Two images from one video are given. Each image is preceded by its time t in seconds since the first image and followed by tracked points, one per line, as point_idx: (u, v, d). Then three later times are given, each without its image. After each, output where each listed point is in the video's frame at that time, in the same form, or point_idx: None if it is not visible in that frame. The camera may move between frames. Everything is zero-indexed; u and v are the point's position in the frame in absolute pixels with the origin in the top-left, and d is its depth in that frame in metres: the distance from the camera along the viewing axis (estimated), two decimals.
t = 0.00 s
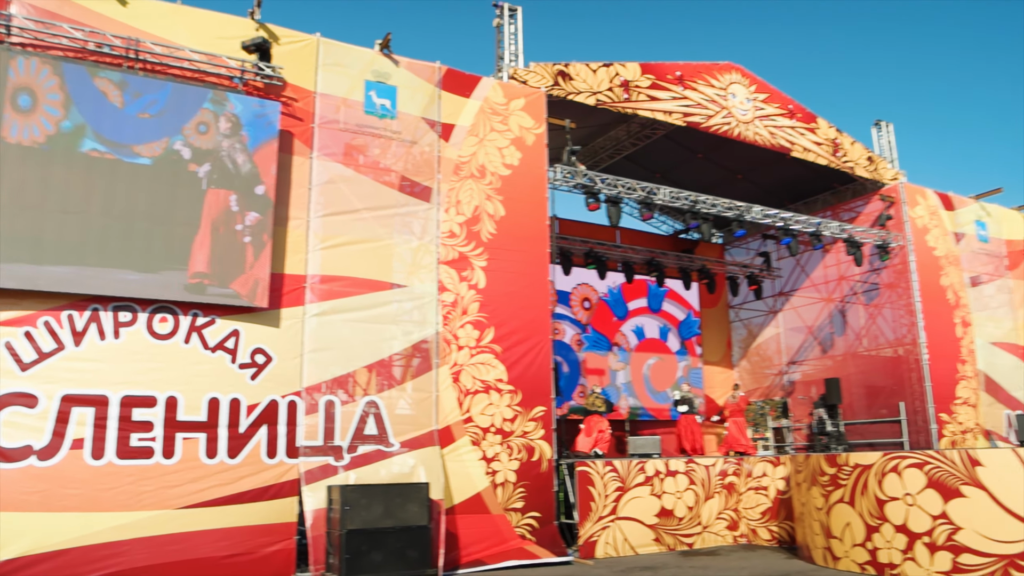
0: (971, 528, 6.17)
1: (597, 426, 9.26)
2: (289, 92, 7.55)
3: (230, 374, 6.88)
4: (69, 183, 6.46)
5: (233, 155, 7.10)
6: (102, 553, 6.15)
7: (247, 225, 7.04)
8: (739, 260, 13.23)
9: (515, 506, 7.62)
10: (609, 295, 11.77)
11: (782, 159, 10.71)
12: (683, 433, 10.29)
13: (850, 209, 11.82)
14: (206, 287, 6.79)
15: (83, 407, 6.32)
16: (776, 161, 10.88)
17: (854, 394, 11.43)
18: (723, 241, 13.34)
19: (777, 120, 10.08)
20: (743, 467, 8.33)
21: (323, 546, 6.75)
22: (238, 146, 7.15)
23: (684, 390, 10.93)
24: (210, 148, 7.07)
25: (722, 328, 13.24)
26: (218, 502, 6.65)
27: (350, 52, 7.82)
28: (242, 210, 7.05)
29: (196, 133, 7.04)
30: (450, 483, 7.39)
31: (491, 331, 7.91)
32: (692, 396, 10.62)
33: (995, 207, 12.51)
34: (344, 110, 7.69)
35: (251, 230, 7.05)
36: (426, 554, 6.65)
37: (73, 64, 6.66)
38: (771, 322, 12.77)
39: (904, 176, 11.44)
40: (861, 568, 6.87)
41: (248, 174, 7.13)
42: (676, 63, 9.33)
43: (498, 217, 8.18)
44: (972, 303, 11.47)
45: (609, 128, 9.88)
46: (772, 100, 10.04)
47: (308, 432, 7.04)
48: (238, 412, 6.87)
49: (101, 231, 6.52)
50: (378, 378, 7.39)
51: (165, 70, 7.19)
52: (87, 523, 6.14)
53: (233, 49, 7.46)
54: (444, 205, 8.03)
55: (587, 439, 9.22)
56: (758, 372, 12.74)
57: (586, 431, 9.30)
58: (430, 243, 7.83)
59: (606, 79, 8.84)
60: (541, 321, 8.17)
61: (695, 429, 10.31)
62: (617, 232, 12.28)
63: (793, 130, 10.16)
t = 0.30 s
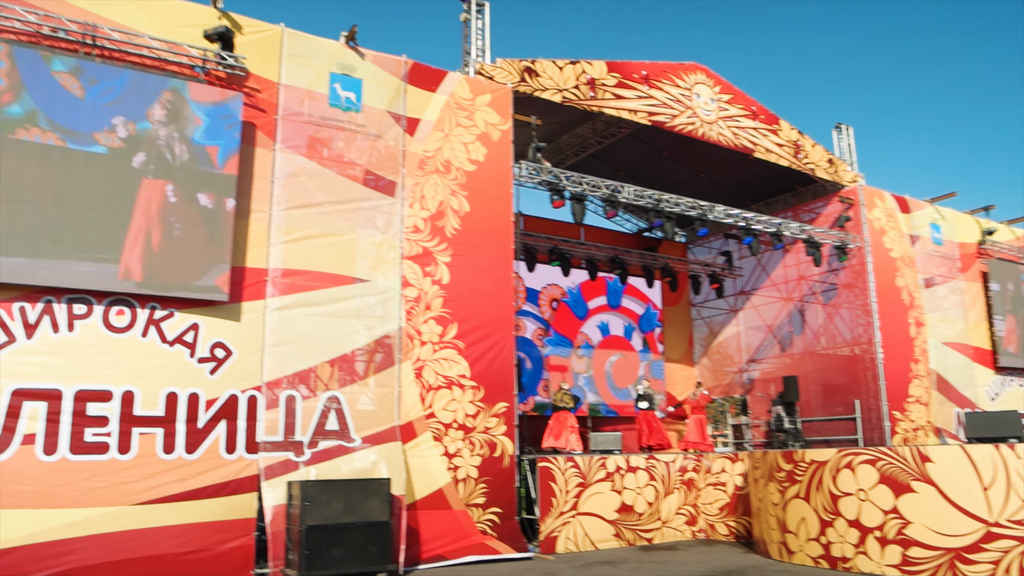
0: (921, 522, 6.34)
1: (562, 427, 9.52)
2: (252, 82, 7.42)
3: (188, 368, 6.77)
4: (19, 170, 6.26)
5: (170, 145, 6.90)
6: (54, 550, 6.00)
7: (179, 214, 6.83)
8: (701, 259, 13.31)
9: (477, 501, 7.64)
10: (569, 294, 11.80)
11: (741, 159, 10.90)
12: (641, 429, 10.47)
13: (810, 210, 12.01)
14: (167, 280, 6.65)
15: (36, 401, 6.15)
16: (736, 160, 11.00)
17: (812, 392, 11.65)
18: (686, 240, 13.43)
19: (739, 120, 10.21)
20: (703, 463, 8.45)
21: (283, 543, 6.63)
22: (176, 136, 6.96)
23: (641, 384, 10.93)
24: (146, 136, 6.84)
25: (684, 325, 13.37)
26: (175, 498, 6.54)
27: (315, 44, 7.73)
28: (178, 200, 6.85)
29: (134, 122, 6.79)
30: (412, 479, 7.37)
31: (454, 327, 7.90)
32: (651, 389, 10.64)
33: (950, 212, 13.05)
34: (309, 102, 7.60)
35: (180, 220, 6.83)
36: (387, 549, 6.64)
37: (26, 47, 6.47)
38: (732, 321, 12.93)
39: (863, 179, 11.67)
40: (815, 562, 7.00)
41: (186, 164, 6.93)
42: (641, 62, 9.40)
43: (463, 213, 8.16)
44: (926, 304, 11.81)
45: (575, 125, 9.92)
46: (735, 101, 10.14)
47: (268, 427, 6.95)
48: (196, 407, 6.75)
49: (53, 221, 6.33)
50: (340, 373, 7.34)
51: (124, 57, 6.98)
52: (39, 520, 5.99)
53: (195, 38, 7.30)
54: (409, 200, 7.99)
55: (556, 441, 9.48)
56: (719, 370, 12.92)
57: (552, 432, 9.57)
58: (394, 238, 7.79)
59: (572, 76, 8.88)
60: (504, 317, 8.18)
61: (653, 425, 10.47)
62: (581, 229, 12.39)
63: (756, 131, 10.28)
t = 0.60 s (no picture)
0: (873, 517, 6.49)
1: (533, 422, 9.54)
2: (214, 71, 7.25)
3: (146, 361, 6.55)
4: None
5: (108, 130, 6.56)
6: (5, 548, 5.70)
7: (117, 200, 6.52)
8: (663, 256, 13.39)
9: (439, 496, 7.65)
10: (528, 295, 11.82)
11: (707, 158, 11.02)
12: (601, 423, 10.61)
13: (772, 210, 12.23)
14: (126, 273, 6.43)
15: None
16: (699, 159, 11.17)
17: (770, 389, 11.85)
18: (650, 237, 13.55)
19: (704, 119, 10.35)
20: (663, 459, 8.57)
21: (242, 538, 6.58)
22: (115, 120, 6.62)
23: (604, 380, 11.16)
24: (78, 120, 6.45)
25: (646, 321, 13.41)
26: (132, 494, 6.31)
27: (279, 34, 7.60)
28: (115, 184, 6.54)
29: (86, 109, 6.49)
30: (373, 474, 7.33)
31: (417, 321, 7.88)
32: (613, 386, 10.87)
33: (906, 213, 13.36)
34: (273, 93, 7.49)
35: (117, 206, 6.53)
36: (347, 544, 6.61)
37: None
38: (693, 318, 13.05)
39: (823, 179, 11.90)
40: (771, 555, 7.07)
41: (122, 149, 6.62)
42: (608, 59, 9.46)
43: (427, 207, 8.13)
44: (882, 303, 12.17)
45: (542, 121, 9.97)
46: (700, 100, 10.20)
47: (228, 421, 6.82)
48: (154, 401, 6.55)
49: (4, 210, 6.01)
50: (302, 367, 7.27)
51: (81, 42, 6.69)
52: None
53: (155, 23, 7.06)
54: (373, 193, 7.94)
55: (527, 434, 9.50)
56: (680, 366, 13.00)
57: (524, 427, 9.59)
58: (358, 231, 7.73)
59: (539, 72, 8.91)
60: (468, 311, 8.19)
61: (612, 420, 10.61)
62: (546, 225, 12.48)
63: (721, 130, 10.40)
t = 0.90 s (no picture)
0: (827, 510, 6.64)
1: (506, 417, 9.77)
2: (176, 58, 7.06)
3: (101, 354, 6.33)
4: None
5: (35, 110, 6.18)
6: None
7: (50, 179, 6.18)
8: (628, 252, 13.56)
9: (401, 490, 7.63)
10: (489, 295, 11.80)
11: (671, 155, 11.22)
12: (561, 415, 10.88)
13: (735, 208, 12.34)
14: (79, 263, 6.21)
15: None
16: (665, 156, 11.41)
17: (731, 385, 12.04)
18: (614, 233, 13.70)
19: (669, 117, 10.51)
20: (624, 453, 8.66)
21: (201, 533, 6.51)
22: (42, 100, 6.25)
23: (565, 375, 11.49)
24: None
25: (610, 317, 13.49)
26: (86, 489, 6.10)
27: (243, 21, 7.45)
28: (45, 165, 6.17)
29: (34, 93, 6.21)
30: (335, 468, 7.29)
31: (381, 315, 7.84)
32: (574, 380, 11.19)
33: (864, 213, 13.59)
34: (236, 81, 7.34)
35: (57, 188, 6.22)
36: (308, 539, 6.57)
37: None
38: (656, 314, 13.19)
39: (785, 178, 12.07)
40: (729, 549, 7.17)
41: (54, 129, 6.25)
42: (575, 55, 9.49)
43: (392, 200, 8.08)
44: (840, 301, 12.44)
45: (508, 115, 10.02)
46: (666, 97, 10.39)
47: (187, 415, 6.67)
48: (110, 393, 6.35)
49: None
50: (263, 360, 7.17)
51: (35, 24, 6.44)
52: None
53: (115, 6, 6.82)
54: (337, 185, 7.86)
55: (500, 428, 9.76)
56: (643, 362, 13.13)
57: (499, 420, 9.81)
58: (321, 224, 7.65)
59: (506, 66, 8.95)
60: (432, 306, 8.16)
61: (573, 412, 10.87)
62: (512, 220, 12.54)
63: (685, 128, 10.54)
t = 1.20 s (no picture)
0: (785, 503, 6.74)
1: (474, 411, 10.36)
2: (135, 42, 6.84)
3: (54, 345, 6.15)
4: None
5: None
6: None
7: None
8: (593, 248, 13.71)
9: (363, 484, 7.58)
10: (449, 295, 11.77)
11: (637, 152, 11.38)
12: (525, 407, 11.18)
13: (698, 205, 12.50)
14: (31, 251, 6.00)
15: None
16: (630, 154, 11.57)
17: (693, 380, 12.25)
18: (580, 228, 13.81)
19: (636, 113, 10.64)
20: (587, 447, 8.72)
21: (156, 529, 6.29)
22: None
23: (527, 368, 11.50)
24: None
25: (575, 312, 13.74)
26: (38, 483, 5.92)
27: (206, 7, 7.28)
28: None
29: None
30: (296, 461, 7.20)
31: (344, 308, 7.77)
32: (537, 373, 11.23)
33: (824, 212, 13.85)
34: (198, 68, 7.17)
35: None
36: (268, 533, 6.48)
37: None
38: (620, 309, 13.35)
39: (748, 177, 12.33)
40: (689, 541, 7.26)
41: None
42: (543, 50, 9.57)
43: (357, 191, 8.01)
44: (800, 299, 12.68)
45: (476, 109, 10.06)
46: (632, 94, 10.43)
47: (144, 407, 6.51)
48: (64, 386, 6.16)
49: None
50: (224, 353, 7.05)
51: None
52: None
53: None
54: (301, 175, 7.77)
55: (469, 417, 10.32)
56: (607, 356, 13.34)
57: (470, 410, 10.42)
58: (285, 214, 7.55)
59: (473, 59, 8.96)
60: (397, 299, 8.12)
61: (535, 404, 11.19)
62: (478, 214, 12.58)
63: (650, 125, 10.68)
